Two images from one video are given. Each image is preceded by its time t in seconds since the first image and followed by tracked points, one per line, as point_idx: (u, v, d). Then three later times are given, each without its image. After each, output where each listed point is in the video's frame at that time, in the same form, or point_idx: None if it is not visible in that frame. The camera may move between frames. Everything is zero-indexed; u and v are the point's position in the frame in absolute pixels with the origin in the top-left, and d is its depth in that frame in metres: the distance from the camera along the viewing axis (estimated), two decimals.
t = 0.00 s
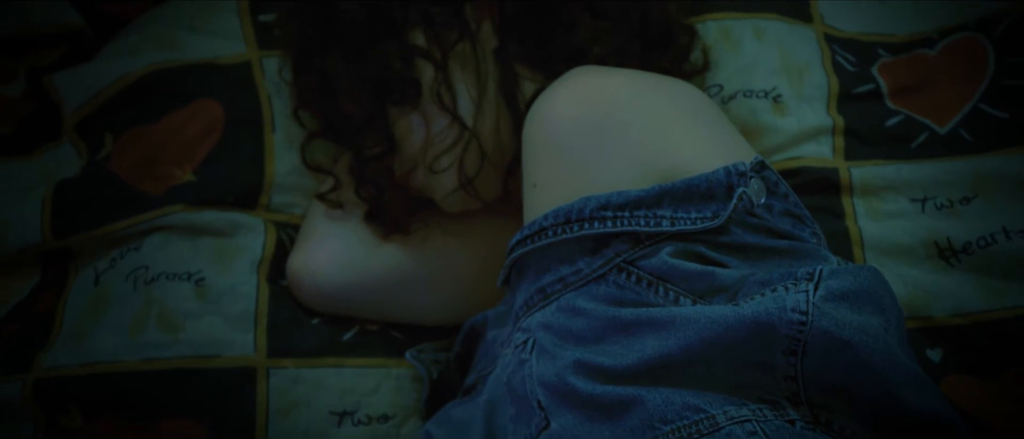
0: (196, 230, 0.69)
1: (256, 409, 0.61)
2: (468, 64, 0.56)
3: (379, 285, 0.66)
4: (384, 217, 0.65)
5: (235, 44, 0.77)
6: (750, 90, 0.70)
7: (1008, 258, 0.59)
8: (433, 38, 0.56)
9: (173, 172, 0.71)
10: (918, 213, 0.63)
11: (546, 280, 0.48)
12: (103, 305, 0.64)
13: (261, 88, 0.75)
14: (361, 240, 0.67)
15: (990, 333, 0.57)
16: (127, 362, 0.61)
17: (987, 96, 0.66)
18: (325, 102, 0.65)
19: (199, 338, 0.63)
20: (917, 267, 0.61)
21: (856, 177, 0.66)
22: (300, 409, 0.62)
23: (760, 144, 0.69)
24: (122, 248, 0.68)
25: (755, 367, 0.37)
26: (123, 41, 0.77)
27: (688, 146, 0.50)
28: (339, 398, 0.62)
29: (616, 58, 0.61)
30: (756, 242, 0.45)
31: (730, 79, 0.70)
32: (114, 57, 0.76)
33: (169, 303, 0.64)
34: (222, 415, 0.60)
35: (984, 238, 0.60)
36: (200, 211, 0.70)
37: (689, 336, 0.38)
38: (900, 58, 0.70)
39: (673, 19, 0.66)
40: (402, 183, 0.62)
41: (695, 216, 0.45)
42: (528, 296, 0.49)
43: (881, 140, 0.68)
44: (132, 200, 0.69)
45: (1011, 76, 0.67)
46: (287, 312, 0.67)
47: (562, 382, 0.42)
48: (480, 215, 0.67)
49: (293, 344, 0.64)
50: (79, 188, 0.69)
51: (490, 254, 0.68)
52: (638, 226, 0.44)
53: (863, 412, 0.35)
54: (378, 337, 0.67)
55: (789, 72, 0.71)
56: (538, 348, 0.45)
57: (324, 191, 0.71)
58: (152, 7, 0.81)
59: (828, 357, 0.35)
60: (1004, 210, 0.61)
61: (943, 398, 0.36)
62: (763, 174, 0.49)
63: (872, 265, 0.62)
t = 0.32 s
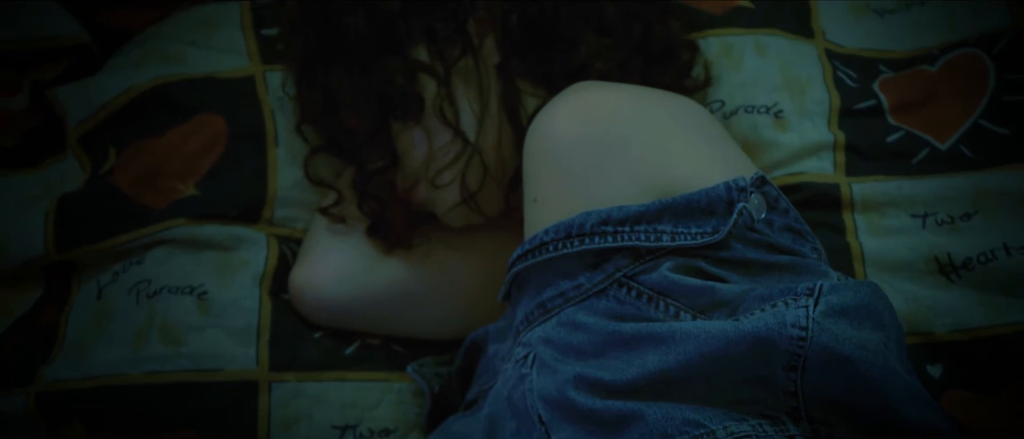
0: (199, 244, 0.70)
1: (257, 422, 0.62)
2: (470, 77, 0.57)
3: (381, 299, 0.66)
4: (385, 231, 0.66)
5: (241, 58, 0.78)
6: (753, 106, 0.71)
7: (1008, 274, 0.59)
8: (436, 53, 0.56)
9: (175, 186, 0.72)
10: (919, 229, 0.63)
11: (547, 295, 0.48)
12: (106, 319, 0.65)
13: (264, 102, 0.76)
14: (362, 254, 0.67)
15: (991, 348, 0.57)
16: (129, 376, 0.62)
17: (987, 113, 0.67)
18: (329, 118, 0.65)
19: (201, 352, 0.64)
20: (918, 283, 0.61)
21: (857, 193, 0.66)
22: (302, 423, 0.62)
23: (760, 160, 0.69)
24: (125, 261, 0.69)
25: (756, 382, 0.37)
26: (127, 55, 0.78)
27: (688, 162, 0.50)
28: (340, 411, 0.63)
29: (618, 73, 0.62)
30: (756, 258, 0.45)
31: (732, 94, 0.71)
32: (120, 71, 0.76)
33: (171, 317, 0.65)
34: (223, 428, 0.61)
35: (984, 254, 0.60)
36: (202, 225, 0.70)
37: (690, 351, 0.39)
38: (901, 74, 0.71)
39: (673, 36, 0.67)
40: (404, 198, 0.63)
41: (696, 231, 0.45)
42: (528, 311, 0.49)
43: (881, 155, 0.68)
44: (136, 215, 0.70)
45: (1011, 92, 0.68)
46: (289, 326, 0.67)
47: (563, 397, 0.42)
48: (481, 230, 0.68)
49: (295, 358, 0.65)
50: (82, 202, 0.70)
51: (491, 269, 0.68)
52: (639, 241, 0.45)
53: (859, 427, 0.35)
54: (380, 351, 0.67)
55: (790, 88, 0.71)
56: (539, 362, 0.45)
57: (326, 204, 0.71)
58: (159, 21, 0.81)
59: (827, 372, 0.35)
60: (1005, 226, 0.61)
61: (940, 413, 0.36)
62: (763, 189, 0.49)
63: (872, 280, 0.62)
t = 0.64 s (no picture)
0: (203, 259, 0.70)
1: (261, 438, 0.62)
2: (474, 94, 0.58)
3: (384, 314, 0.66)
4: (390, 247, 0.66)
5: (251, 77, 0.79)
6: (755, 123, 0.71)
7: (1011, 290, 0.59)
8: (440, 70, 0.58)
9: (181, 202, 0.73)
10: (921, 246, 0.64)
11: (549, 311, 0.48)
12: (111, 335, 0.65)
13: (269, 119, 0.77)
14: (366, 269, 0.67)
15: (993, 365, 0.57)
16: (134, 391, 0.62)
17: (988, 130, 0.67)
18: (332, 134, 0.65)
19: (206, 368, 0.64)
20: (921, 300, 0.61)
21: (859, 208, 0.66)
22: None
23: (763, 176, 0.69)
24: (130, 277, 0.69)
25: (759, 398, 0.37)
26: (131, 73, 0.80)
27: (690, 178, 0.50)
28: (343, 427, 0.63)
29: (621, 90, 0.63)
30: (759, 274, 0.45)
31: (734, 111, 0.72)
32: (131, 88, 0.78)
33: (176, 333, 0.65)
34: None
35: (986, 270, 0.60)
36: (207, 241, 0.71)
37: (692, 367, 0.39)
38: (903, 91, 0.72)
39: (675, 54, 0.68)
40: (409, 215, 0.63)
41: (697, 247, 0.45)
42: (530, 327, 0.49)
43: (884, 171, 0.68)
44: (141, 231, 0.71)
45: (1013, 109, 0.68)
46: (291, 343, 0.67)
47: (565, 412, 0.42)
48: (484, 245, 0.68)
49: (299, 374, 0.65)
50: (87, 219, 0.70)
51: (495, 283, 0.68)
52: (642, 256, 0.45)
53: None
54: (384, 366, 0.68)
55: (793, 104, 0.72)
56: (542, 378, 0.45)
57: (331, 221, 0.71)
58: (169, 39, 0.83)
59: (828, 388, 0.36)
60: (1007, 242, 0.61)
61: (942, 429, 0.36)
62: (765, 205, 0.49)
63: (875, 296, 0.62)
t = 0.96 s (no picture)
0: (207, 274, 0.70)
1: None
2: (477, 108, 0.58)
3: (387, 327, 0.67)
4: (392, 261, 0.67)
5: (256, 92, 0.80)
6: (757, 137, 0.72)
7: (1013, 304, 0.59)
8: (443, 86, 0.57)
9: (184, 216, 0.73)
10: (924, 259, 0.64)
11: (551, 324, 0.48)
12: (114, 349, 0.65)
13: (272, 133, 0.78)
14: (370, 283, 0.68)
15: (995, 379, 0.57)
16: (138, 405, 0.62)
17: (990, 144, 0.68)
18: (336, 151, 0.65)
19: (209, 382, 0.64)
20: (924, 314, 0.61)
21: (861, 222, 0.67)
22: None
23: (766, 190, 0.70)
24: (133, 291, 0.69)
25: (761, 412, 0.38)
26: (136, 86, 0.81)
27: (693, 192, 0.51)
28: None
29: (624, 104, 0.63)
30: (761, 287, 0.46)
31: (737, 125, 0.72)
32: (138, 102, 0.79)
33: (180, 347, 0.65)
34: None
35: (988, 284, 0.61)
36: (211, 255, 0.71)
37: (694, 380, 0.39)
38: (904, 105, 0.72)
39: (677, 67, 0.68)
40: (412, 228, 0.63)
41: (699, 261, 0.46)
42: (532, 341, 0.49)
43: (886, 185, 0.68)
44: (146, 245, 0.71)
45: (1016, 123, 0.68)
46: (295, 357, 0.67)
47: (568, 425, 0.42)
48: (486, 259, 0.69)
49: (303, 388, 0.65)
50: (91, 233, 0.71)
51: (499, 296, 0.68)
52: (643, 269, 0.45)
53: None
54: (386, 379, 0.68)
55: (796, 118, 0.72)
56: (544, 392, 0.46)
57: (334, 235, 0.72)
58: (175, 54, 0.84)
59: (830, 402, 0.36)
60: (1010, 256, 0.62)
61: None
62: (768, 218, 0.49)
63: (878, 310, 0.62)
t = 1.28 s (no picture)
0: (212, 289, 0.71)
1: None
2: (481, 124, 0.58)
3: (390, 343, 0.67)
4: (395, 277, 0.67)
5: (261, 108, 0.81)
6: (760, 153, 0.72)
7: (1016, 321, 0.59)
8: (447, 102, 0.58)
9: (187, 231, 0.74)
10: (927, 275, 0.64)
11: (554, 340, 0.48)
12: (119, 364, 0.66)
13: (277, 150, 0.78)
14: (373, 298, 0.68)
15: (999, 395, 0.57)
16: (141, 421, 0.62)
17: (993, 161, 0.68)
18: (339, 165, 0.65)
19: (212, 397, 0.64)
20: (927, 330, 0.61)
21: (863, 238, 0.67)
22: None
23: (768, 206, 0.70)
24: (137, 307, 0.70)
25: (764, 429, 0.38)
26: (142, 102, 0.82)
27: (695, 208, 0.51)
28: None
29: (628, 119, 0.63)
30: (764, 304, 0.46)
31: (740, 142, 0.72)
32: (144, 118, 0.80)
33: (184, 363, 0.66)
34: None
35: (991, 301, 0.61)
36: (216, 271, 0.72)
37: (696, 397, 0.39)
38: (907, 121, 0.73)
39: (678, 84, 0.69)
40: (416, 244, 0.64)
41: (702, 277, 0.46)
42: (535, 357, 0.49)
43: (888, 202, 0.69)
44: (150, 261, 0.72)
45: (1017, 140, 0.69)
46: (299, 372, 0.68)
47: None
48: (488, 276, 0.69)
49: (306, 404, 0.66)
50: (96, 248, 0.72)
51: (501, 311, 0.69)
52: (646, 286, 0.46)
53: None
54: (388, 396, 0.68)
55: (799, 134, 0.73)
56: (546, 408, 0.46)
57: (338, 251, 0.73)
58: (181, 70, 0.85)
59: (832, 418, 0.36)
60: (1012, 273, 0.62)
61: None
62: (770, 235, 0.50)
63: (880, 326, 0.62)
